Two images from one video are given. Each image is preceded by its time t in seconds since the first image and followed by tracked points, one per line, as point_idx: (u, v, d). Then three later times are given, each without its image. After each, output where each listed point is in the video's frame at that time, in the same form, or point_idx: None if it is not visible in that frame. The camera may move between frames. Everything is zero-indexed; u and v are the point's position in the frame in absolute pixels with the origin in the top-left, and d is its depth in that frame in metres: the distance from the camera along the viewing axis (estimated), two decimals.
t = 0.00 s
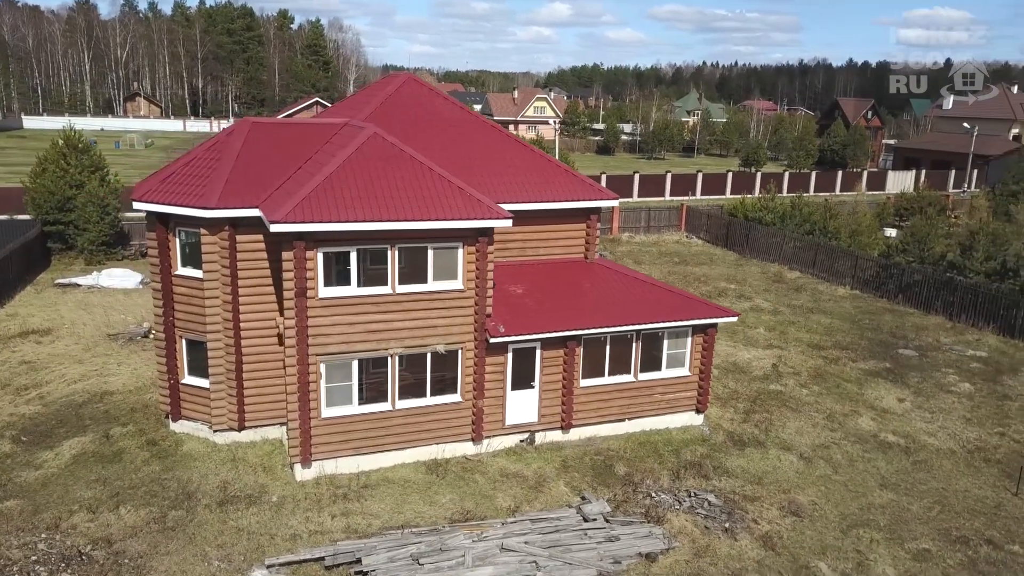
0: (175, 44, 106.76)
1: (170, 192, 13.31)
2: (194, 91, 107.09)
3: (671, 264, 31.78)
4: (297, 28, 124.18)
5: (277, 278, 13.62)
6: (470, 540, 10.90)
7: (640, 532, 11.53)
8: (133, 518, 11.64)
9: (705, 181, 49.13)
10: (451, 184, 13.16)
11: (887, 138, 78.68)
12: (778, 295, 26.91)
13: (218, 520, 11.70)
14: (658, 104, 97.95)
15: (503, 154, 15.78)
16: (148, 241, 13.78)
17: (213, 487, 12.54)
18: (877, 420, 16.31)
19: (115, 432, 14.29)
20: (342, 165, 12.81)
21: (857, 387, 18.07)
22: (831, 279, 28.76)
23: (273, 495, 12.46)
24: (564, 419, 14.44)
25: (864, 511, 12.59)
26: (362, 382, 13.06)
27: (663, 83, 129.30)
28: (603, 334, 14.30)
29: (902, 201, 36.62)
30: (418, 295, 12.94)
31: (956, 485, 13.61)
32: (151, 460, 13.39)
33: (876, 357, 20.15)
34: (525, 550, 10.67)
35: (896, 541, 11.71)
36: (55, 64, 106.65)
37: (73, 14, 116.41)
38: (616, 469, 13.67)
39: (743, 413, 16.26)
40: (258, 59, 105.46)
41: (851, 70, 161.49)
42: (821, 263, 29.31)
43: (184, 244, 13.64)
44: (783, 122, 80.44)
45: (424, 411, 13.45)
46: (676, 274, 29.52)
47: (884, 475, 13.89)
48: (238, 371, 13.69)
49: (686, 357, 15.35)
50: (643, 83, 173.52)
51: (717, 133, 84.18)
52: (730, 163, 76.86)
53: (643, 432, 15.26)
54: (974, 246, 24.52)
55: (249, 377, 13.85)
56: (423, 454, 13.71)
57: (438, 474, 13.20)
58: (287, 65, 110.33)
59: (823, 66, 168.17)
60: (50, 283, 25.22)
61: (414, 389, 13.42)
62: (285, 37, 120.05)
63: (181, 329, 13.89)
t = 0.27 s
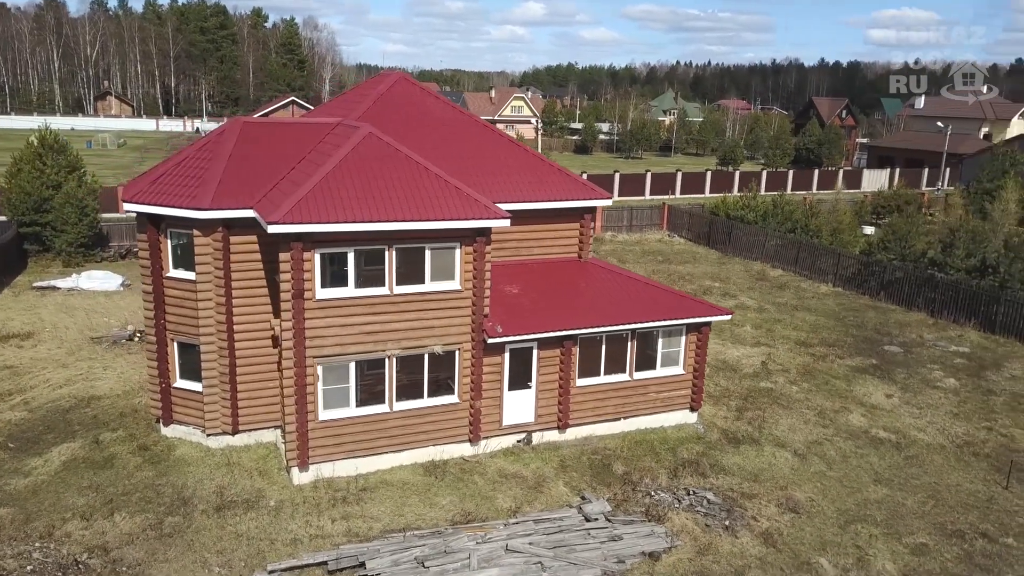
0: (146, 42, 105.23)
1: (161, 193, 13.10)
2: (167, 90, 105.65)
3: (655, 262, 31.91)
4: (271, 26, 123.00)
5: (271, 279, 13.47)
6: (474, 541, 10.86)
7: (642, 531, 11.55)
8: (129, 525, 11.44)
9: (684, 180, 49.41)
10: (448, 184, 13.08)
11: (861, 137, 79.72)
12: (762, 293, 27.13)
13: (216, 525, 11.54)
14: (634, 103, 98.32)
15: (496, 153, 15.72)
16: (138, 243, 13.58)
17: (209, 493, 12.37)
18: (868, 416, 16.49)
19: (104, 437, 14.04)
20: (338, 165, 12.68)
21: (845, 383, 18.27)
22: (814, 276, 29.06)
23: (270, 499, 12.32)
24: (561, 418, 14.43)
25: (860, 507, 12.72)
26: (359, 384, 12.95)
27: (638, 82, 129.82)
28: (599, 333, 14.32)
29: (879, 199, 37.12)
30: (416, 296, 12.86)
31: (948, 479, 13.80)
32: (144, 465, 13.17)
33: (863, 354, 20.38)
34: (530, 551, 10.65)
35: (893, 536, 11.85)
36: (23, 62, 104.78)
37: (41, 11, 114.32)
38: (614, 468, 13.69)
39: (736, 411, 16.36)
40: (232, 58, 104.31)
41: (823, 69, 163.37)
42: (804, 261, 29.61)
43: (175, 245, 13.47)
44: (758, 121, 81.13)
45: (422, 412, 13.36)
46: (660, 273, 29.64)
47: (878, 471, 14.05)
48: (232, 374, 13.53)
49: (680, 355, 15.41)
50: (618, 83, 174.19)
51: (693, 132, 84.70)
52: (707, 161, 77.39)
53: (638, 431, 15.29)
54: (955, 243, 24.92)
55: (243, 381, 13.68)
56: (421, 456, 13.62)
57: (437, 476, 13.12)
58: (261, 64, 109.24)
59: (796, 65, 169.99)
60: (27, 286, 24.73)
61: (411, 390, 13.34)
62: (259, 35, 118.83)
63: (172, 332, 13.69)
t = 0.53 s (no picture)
0: (117, 40, 103.59)
1: (154, 195, 12.87)
2: (138, 89, 104.07)
3: (639, 261, 32.02)
4: (244, 25, 121.69)
5: (266, 282, 13.29)
6: (480, 545, 10.80)
7: (645, 531, 11.56)
8: (125, 533, 11.22)
9: (665, 179, 49.64)
10: (446, 185, 12.97)
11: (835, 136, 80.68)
12: (747, 291, 27.32)
13: (215, 532, 11.36)
14: (611, 102, 98.58)
15: (490, 154, 15.62)
16: (129, 246, 13.32)
17: (206, 499, 12.18)
18: (859, 413, 16.66)
19: (95, 444, 13.77)
20: (334, 166, 12.53)
21: (835, 381, 18.45)
22: (797, 274, 29.35)
23: (269, 505, 12.15)
24: (558, 419, 14.40)
25: (858, 504, 12.83)
26: (357, 387, 12.82)
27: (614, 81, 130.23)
28: (596, 334, 14.32)
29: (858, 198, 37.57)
30: (414, 298, 12.75)
31: (941, 475, 13.97)
32: (137, 472, 12.93)
33: (850, 351, 20.59)
34: (536, 554, 10.60)
35: (893, 533, 11.97)
36: None
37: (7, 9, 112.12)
38: (613, 468, 13.69)
39: (730, 410, 16.45)
40: (205, 56, 103.02)
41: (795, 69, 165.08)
42: (787, 260, 29.88)
43: (167, 248, 13.25)
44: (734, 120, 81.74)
45: (420, 415, 13.26)
46: (645, 272, 29.74)
47: (872, 468, 14.19)
48: (226, 379, 13.33)
49: (676, 355, 15.46)
50: (593, 82, 174.70)
51: (670, 132, 85.16)
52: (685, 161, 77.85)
53: (634, 431, 15.31)
54: (937, 241, 25.30)
55: (237, 385, 13.49)
56: (419, 459, 13.51)
57: (436, 479, 13.03)
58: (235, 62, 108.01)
59: (769, 65, 171.67)
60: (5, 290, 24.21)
61: (410, 393, 13.23)
62: (232, 33, 117.50)
63: (165, 336, 13.46)
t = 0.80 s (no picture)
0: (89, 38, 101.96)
1: (148, 196, 12.66)
2: (111, 88, 102.53)
3: (626, 260, 32.09)
4: (219, 24, 120.37)
5: (264, 284, 13.11)
6: (488, 547, 10.73)
7: (651, 532, 11.56)
8: (125, 541, 11.02)
9: (647, 179, 49.80)
10: (446, 185, 12.88)
11: (812, 135, 81.44)
12: (734, 290, 27.48)
13: (217, 539, 11.19)
14: (590, 101, 98.75)
15: (487, 153, 15.54)
16: (122, 248, 13.08)
17: (206, 505, 12.00)
18: (853, 410, 16.80)
19: (88, 450, 13.51)
20: (334, 167, 12.39)
21: (827, 378, 18.59)
22: (782, 273, 29.58)
23: (270, 511, 12.00)
24: (558, 420, 14.37)
25: (858, 500, 12.93)
26: (358, 390, 12.70)
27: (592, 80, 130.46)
28: (595, 334, 14.31)
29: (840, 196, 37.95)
30: (415, 299, 12.65)
31: (937, 471, 14.12)
32: (133, 478, 12.71)
33: (840, 349, 20.77)
34: (545, 555, 10.56)
35: (894, 529, 12.07)
36: None
37: None
38: (615, 468, 13.69)
39: (726, 408, 16.52)
40: (180, 55, 101.75)
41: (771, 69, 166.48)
42: (773, 258, 30.10)
43: (162, 250, 13.03)
44: (713, 119, 82.23)
45: (421, 417, 13.16)
46: (633, 271, 29.80)
47: (870, 464, 14.30)
48: (224, 383, 13.14)
49: (673, 354, 15.48)
50: (571, 82, 175.02)
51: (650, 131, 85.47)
52: (665, 160, 78.21)
53: (633, 430, 15.31)
54: (921, 239, 25.58)
55: (235, 388, 13.30)
56: (420, 461, 13.42)
57: (438, 482, 12.95)
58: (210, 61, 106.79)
59: (744, 65, 173.00)
60: None
61: (410, 395, 13.14)
62: (207, 32, 116.17)
63: (160, 340, 13.24)
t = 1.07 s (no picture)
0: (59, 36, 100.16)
1: (141, 197, 12.46)
2: (82, 86, 100.82)
3: (611, 259, 32.15)
4: (192, 22, 118.86)
5: (260, 286, 12.95)
6: (493, 549, 10.67)
7: (655, 531, 11.57)
8: (122, 549, 10.81)
9: (628, 178, 49.92)
10: (444, 185, 12.81)
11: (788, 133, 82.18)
12: (720, 288, 27.64)
13: (217, 545, 11.02)
14: (569, 100, 98.90)
15: (481, 152, 15.46)
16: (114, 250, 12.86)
17: (204, 511, 11.82)
18: (844, 407, 16.95)
19: (79, 456, 13.25)
20: (331, 167, 12.26)
21: (817, 375, 18.75)
22: (767, 271, 29.81)
23: (270, 515, 11.84)
24: (556, 420, 14.35)
25: (855, 496, 13.04)
26: (357, 392, 12.59)
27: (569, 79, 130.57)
28: (592, 333, 14.31)
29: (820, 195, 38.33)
30: (414, 300, 12.56)
31: (931, 466, 14.29)
32: (128, 484, 12.49)
33: (828, 346, 20.96)
34: (551, 557, 10.53)
35: (892, 524, 12.19)
36: None
37: None
38: (614, 468, 13.69)
39: (720, 406, 16.59)
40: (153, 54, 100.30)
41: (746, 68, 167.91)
42: (756, 256, 30.33)
43: (155, 252, 12.82)
44: (691, 118, 82.66)
45: (420, 419, 13.07)
46: (618, 270, 29.86)
47: (864, 460, 14.44)
48: (219, 386, 12.97)
49: (668, 353, 15.52)
50: (547, 80, 175.14)
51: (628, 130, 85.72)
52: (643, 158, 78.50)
53: (629, 429, 15.33)
54: (904, 236, 25.90)
55: (230, 391, 13.12)
56: (419, 463, 13.33)
57: (438, 484, 12.87)
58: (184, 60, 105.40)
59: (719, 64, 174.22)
60: None
61: (409, 397, 13.04)
62: (180, 29, 114.63)
63: (153, 343, 13.03)
